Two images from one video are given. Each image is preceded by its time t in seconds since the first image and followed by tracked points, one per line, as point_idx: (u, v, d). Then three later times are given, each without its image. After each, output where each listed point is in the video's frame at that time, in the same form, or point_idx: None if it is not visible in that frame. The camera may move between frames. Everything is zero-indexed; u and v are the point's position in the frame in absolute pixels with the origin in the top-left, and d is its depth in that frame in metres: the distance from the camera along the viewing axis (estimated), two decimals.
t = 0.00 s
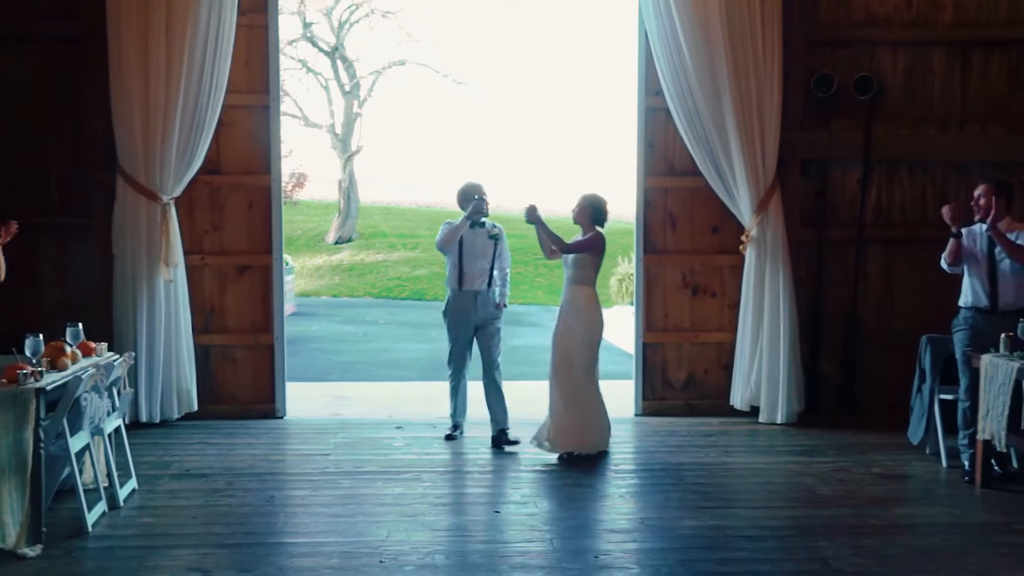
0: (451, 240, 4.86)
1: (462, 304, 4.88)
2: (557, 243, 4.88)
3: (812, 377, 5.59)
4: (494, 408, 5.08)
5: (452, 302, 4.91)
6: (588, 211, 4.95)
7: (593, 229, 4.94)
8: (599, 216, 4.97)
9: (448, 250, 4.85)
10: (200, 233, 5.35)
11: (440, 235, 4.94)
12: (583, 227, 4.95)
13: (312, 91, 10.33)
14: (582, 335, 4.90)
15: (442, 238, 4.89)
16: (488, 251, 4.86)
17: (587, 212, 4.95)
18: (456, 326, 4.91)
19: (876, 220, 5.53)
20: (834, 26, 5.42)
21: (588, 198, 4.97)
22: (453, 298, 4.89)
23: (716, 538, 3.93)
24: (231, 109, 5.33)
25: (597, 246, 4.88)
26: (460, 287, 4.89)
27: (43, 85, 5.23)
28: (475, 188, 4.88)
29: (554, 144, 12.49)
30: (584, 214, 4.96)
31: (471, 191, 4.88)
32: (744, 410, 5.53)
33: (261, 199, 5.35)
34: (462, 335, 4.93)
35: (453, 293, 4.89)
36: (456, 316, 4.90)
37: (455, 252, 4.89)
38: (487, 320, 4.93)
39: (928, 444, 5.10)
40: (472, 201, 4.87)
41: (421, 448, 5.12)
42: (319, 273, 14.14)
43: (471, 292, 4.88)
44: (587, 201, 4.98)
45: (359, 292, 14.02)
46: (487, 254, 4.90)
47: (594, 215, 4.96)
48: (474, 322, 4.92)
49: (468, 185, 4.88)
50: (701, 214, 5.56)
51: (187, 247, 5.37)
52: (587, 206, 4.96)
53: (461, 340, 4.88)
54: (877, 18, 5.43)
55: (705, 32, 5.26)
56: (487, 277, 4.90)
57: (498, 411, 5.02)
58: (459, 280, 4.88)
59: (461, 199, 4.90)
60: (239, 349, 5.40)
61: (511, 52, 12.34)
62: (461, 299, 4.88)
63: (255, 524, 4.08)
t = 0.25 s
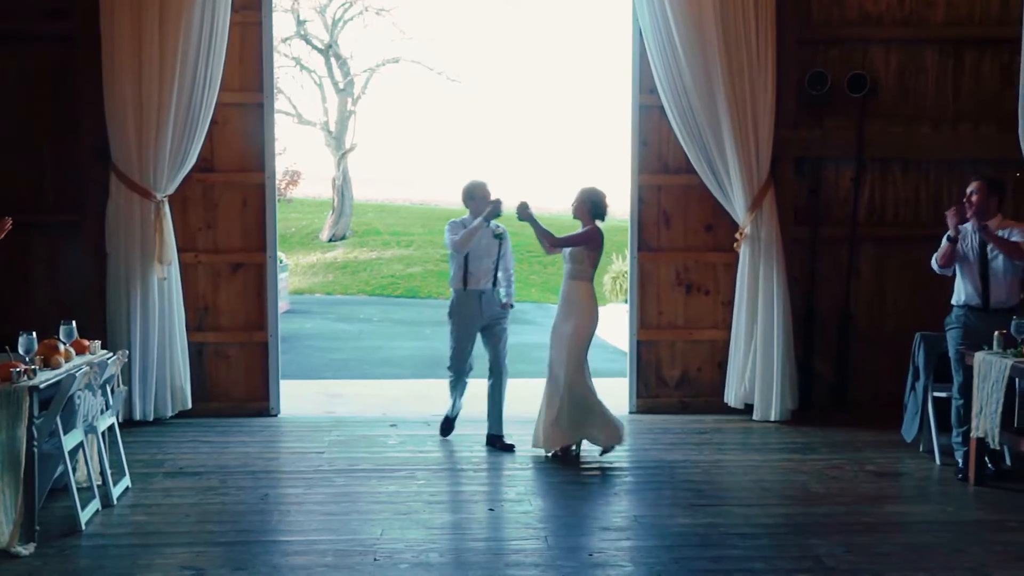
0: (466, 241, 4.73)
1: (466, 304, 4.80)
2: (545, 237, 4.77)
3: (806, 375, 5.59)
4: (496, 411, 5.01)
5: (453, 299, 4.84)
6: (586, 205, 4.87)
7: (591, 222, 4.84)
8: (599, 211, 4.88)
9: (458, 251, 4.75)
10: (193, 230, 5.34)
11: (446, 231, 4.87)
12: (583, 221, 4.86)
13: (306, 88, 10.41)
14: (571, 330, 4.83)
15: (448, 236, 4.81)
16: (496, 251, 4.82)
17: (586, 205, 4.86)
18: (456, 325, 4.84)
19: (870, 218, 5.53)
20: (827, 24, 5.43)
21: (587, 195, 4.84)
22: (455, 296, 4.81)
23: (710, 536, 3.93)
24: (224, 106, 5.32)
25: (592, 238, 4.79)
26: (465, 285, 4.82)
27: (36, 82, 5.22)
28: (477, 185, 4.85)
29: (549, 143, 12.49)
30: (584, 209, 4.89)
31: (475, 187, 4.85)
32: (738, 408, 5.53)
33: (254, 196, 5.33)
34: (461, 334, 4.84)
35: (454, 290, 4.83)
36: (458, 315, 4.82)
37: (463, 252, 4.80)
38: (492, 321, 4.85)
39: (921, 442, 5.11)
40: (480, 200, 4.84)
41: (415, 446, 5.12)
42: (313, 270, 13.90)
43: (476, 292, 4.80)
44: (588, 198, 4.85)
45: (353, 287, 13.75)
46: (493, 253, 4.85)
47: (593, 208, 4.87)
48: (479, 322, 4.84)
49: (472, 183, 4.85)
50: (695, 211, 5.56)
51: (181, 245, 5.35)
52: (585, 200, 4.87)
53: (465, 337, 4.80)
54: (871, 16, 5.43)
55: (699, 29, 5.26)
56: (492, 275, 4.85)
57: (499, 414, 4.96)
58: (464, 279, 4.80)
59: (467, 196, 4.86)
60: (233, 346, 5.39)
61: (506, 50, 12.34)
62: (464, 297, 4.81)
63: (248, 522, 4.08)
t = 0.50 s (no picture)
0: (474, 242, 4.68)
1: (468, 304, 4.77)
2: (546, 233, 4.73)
3: (801, 373, 5.59)
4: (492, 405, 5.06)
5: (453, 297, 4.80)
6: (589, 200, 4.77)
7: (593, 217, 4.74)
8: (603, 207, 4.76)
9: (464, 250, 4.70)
10: (187, 228, 5.31)
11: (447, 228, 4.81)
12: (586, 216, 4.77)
13: (300, 85, 10.38)
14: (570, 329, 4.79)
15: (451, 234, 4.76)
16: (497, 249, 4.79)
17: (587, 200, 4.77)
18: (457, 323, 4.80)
19: (865, 216, 5.53)
20: (822, 23, 5.42)
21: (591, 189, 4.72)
22: (456, 295, 4.77)
23: (706, 534, 3.93)
24: (218, 103, 5.29)
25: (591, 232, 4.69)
26: (466, 283, 4.78)
27: (30, 79, 5.20)
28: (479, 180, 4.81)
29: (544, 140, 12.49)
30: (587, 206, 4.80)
31: (477, 181, 4.81)
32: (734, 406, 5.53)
33: (248, 194, 5.29)
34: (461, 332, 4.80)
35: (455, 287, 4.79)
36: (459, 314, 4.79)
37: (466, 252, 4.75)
38: (493, 320, 4.85)
39: (916, 439, 5.11)
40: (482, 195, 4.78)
41: (410, 444, 5.11)
42: (307, 269, 13.70)
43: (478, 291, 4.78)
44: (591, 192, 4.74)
45: (347, 284, 13.46)
46: (493, 252, 4.82)
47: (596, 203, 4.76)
48: (480, 321, 4.83)
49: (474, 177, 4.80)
50: (690, 209, 5.56)
51: (175, 242, 5.32)
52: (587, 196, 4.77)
53: (468, 337, 4.75)
54: (866, 14, 5.43)
55: (694, 27, 5.26)
56: (493, 273, 4.83)
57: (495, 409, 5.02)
58: (466, 277, 4.76)
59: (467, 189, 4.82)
60: (227, 345, 5.37)
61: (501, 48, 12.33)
62: (466, 296, 4.78)
63: (243, 520, 4.07)
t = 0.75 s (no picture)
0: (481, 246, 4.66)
1: (467, 306, 4.76)
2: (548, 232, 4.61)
3: (797, 371, 5.58)
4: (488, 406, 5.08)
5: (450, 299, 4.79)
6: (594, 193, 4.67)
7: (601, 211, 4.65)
8: (609, 199, 4.67)
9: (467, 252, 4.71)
10: (182, 227, 5.25)
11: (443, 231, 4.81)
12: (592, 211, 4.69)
13: (295, 82, 10.36)
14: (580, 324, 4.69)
15: (451, 236, 4.75)
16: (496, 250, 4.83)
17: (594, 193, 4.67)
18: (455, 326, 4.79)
19: (861, 213, 5.52)
20: (819, 20, 5.41)
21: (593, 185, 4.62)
22: (455, 297, 4.78)
23: (702, 532, 3.92)
24: (212, 100, 5.26)
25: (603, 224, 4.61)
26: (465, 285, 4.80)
27: (23, 76, 5.18)
28: (480, 180, 4.80)
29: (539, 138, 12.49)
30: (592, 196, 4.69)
31: (478, 180, 4.80)
32: (730, 404, 5.52)
33: (243, 190, 5.24)
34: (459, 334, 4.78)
35: (452, 289, 4.78)
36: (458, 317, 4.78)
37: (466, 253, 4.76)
38: (489, 322, 4.89)
39: (912, 438, 5.11)
40: (483, 193, 4.78)
41: (406, 443, 5.09)
42: (302, 266, 13.57)
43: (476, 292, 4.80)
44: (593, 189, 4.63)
45: (342, 281, 13.29)
46: (490, 254, 4.86)
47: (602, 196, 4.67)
48: (478, 323, 4.86)
49: (475, 175, 4.80)
50: (686, 207, 5.54)
51: (168, 241, 5.25)
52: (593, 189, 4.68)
53: (468, 339, 4.75)
54: (862, 11, 5.42)
55: (690, 24, 5.25)
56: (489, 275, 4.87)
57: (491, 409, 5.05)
58: (465, 279, 4.77)
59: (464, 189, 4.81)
60: (221, 343, 5.31)
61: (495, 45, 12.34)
62: (464, 298, 4.79)
63: (237, 519, 4.04)
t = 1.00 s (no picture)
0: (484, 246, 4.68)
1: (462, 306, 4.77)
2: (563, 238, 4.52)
3: (793, 369, 5.56)
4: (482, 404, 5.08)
5: (444, 300, 4.78)
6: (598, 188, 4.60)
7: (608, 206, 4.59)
8: (614, 194, 4.61)
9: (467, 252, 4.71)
10: (174, 224, 5.21)
11: (439, 229, 4.78)
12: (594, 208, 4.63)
13: (289, 78, 10.26)
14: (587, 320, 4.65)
15: (449, 234, 4.72)
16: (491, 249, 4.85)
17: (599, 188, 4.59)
18: (451, 327, 4.79)
19: (857, 211, 5.50)
20: (816, 16, 5.38)
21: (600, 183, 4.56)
22: (451, 297, 4.78)
23: (698, 531, 3.89)
24: (205, 96, 5.20)
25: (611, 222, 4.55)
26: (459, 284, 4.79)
27: (14, 72, 5.13)
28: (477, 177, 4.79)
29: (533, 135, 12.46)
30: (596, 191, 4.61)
31: (476, 178, 4.80)
32: (725, 402, 5.49)
33: (236, 188, 5.19)
34: (455, 334, 4.78)
35: (448, 290, 4.78)
36: (456, 317, 4.78)
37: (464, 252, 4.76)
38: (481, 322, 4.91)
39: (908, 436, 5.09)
40: (482, 190, 4.78)
41: (400, 442, 5.05)
42: (296, 264, 13.45)
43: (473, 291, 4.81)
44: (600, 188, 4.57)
45: (337, 281, 13.24)
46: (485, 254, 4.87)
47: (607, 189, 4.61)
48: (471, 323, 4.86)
49: (472, 172, 4.80)
50: (682, 205, 5.51)
51: (160, 238, 5.22)
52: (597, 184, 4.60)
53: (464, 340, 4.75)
54: (859, 8, 5.40)
55: (687, 20, 5.21)
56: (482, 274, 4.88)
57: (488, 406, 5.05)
58: (460, 278, 4.77)
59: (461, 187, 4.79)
60: (214, 341, 5.26)
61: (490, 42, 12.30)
62: (460, 298, 4.79)
63: (230, 519, 4.01)
